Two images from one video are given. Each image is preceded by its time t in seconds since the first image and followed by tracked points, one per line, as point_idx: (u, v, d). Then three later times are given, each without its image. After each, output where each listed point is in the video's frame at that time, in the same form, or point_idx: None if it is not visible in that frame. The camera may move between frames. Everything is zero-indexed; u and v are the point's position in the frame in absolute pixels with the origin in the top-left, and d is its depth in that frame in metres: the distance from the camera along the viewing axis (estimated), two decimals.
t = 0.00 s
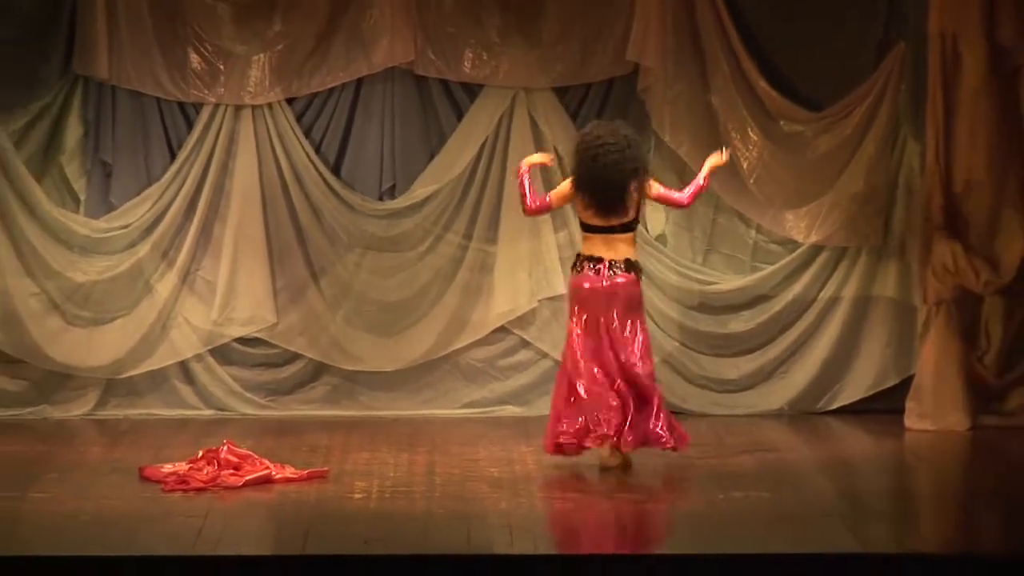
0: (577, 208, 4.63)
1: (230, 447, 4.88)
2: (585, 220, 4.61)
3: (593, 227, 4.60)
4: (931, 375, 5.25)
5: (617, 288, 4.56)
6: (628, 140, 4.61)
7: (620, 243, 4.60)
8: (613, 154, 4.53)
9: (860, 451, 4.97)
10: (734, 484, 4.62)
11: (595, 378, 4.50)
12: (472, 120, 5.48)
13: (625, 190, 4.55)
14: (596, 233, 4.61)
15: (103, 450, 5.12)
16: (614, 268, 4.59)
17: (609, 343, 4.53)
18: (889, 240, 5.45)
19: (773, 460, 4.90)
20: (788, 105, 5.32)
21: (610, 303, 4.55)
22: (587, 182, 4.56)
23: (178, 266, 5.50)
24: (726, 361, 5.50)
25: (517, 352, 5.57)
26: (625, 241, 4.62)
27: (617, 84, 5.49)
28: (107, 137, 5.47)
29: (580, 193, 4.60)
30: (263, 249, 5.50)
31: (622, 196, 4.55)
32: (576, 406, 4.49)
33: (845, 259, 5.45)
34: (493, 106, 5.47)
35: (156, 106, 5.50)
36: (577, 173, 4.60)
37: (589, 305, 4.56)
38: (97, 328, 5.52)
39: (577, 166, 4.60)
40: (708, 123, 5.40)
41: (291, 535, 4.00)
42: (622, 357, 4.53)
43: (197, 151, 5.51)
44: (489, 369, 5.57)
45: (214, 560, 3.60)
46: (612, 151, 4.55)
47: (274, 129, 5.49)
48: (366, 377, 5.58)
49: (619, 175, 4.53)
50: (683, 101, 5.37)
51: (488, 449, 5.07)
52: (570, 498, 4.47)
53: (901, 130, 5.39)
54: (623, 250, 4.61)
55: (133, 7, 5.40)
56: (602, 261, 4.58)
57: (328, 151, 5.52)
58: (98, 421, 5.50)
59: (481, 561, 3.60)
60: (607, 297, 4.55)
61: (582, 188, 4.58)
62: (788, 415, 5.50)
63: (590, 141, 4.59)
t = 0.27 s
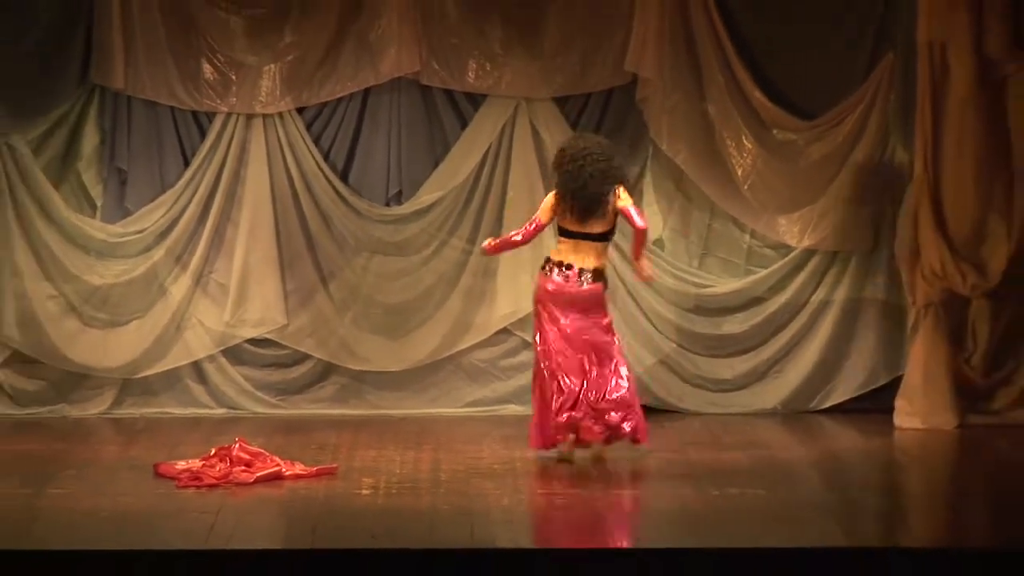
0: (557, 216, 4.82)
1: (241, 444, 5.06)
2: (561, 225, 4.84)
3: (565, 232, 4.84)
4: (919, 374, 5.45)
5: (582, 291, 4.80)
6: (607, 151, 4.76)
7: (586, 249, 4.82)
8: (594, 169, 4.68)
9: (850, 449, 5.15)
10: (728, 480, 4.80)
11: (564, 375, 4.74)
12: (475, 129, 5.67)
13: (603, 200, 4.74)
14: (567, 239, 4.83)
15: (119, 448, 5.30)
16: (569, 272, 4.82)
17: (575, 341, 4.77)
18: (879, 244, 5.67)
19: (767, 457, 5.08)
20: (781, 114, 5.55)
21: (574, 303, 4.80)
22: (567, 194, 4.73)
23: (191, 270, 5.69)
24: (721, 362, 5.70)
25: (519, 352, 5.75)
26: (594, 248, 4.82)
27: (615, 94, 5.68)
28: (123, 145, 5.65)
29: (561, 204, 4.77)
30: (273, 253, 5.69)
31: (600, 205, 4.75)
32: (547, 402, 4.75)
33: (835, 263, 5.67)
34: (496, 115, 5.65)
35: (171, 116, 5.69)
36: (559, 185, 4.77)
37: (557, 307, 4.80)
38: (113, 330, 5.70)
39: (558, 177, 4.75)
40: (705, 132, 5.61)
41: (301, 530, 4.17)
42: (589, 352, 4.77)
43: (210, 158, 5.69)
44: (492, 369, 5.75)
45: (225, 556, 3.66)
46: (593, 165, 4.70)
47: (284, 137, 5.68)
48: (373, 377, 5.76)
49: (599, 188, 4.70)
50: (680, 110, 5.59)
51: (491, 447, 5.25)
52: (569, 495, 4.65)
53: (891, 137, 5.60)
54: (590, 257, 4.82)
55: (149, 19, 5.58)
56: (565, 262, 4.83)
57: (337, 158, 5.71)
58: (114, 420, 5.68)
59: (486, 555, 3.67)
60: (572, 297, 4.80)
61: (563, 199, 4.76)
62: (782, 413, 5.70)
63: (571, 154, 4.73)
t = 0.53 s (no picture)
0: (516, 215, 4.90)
1: (247, 445, 5.13)
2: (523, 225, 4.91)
3: (534, 232, 4.91)
4: (914, 376, 5.53)
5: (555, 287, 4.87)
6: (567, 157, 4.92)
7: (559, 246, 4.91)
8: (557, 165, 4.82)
9: (847, 450, 5.23)
10: (726, 480, 4.87)
11: (533, 368, 4.85)
12: (477, 134, 5.74)
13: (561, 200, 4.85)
14: (538, 239, 4.91)
15: (126, 448, 5.37)
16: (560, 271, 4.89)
17: (548, 336, 4.85)
18: (877, 246, 5.74)
19: (765, 457, 5.15)
20: (779, 118, 5.64)
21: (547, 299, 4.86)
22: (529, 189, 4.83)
23: (197, 273, 5.76)
24: (720, 363, 5.77)
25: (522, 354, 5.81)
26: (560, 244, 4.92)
27: (615, 99, 5.76)
28: (130, 150, 5.73)
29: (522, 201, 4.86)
30: (279, 256, 5.77)
31: (560, 205, 4.85)
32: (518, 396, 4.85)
33: (834, 266, 5.75)
34: (498, 119, 5.73)
35: (178, 121, 5.76)
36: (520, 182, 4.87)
37: (532, 304, 4.86)
38: (120, 331, 5.78)
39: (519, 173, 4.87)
40: (704, 135, 5.68)
41: (305, 530, 4.24)
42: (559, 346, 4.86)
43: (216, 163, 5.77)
44: (495, 370, 5.83)
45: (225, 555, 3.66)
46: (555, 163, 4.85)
47: (289, 141, 5.75)
48: (377, 379, 5.83)
49: (559, 187, 4.83)
50: (680, 114, 5.67)
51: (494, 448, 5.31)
52: (570, 495, 4.71)
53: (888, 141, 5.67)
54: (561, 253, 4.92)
55: (155, 25, 5.67)
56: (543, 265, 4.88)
57: (341, 162, 5.78)
58: (121, 420, 5.76)
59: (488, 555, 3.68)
60: (546, 294, 4.86)
61: (524, 195, 4.86)
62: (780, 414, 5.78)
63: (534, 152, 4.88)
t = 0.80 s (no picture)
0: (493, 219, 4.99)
1: (267, 450, 5.14)
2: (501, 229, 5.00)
3: (510, 235, 4.98)
4: (935, 384, 5.53)
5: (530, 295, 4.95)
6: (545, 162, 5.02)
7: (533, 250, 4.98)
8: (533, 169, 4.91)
9: (867, 456, 5.22)
10: (746, 486, 4.86)
11: (510, 368, 4.94)
12: (498, 141, 5.73)
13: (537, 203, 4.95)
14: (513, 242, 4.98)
15: (146, 454, 5.38)
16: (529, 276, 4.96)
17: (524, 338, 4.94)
18: (897, 253, 5.74)
19: (786, 464, 5.14)
20: (800, 124, 5.63)
21: (525, 308, 4.94)
22: (505, 192, 4.93)
23: (218, 279, 5.77)
24: (741, 370, 5.76)
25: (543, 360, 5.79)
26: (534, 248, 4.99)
27: (636, 105, 5.76)
28: (151, 156, 5.75)
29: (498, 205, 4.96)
30: (299, 262, 5.77)
31: (535, 209, 4.94)
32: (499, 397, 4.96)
33: (855, 272, 5.74)
34: (518, 126, 5.73)
35: (199, 127, 5.79)
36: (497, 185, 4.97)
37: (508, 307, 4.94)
38: (141, 337, 5.79)
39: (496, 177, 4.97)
40: (724, 141, 5.67)
41: (326, 535, 4.24)
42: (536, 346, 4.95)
43: (237, 169, 5.78)
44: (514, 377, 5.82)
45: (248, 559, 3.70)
46: (530, 167, 4.94)
47: (310, 147, 5.76)
48: (398, 385, 5.85)
49: (535, 191, 4.93)
50: (698, 119, 5.66)
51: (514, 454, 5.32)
52: (590, 501, 4.71)
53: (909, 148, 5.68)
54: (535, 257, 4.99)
55: (176, 31, 5.66)
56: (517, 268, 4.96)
57: (361, 168, 5.80)
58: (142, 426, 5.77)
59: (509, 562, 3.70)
60: (524, 299, 4.94)
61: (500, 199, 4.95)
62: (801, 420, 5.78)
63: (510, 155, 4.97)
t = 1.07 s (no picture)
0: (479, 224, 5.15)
1: (294, 455, 5.16)
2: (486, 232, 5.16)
3: (493, 239, 5.15)
4: (961, 388, 5.54)
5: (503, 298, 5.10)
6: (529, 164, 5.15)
7: (512, 254, 5.15)
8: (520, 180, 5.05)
9: (892, 460, 5.22)
10: (771, 490, 4.86)
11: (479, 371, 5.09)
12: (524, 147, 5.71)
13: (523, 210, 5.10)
14: (494, 246, 5.15)
15: (173, 458, 5.40)
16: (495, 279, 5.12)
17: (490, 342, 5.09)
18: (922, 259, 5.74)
19: (811, 468, 5.14)
20: (826, 129, 5.62)
21: (494, 307, 5.09)
22: (491, 201, 5.08)
23: (244, 284, 5.78)
24: (767, 376, 5.76)
25: (568, 365, 5.78)
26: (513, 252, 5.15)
27: (662, 110, 5.76)
28: (177, 161, 5.77)
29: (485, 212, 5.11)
30: (325, 268, 5.79)
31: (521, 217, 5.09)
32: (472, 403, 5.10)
33: (880, 277, 5.73)
34: (544, 131, 5.71)
35: (224, 132, 5.80)
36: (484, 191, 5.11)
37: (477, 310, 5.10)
38: (168, 342, 5.81)
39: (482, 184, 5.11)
40: (750, 146, 5.68)
41: (352, 540, 4.25)
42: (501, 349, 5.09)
43: (263, 174, 5.79)
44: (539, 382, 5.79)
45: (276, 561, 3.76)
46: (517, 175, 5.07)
47: (336, 153, 5.77)
48: (423, 390, 5.87)
49: (520, 200, 5.07)
50: (723, 125, 5.65)
51: (539, 458, 5.32)
52: (615, 506, 4.71)
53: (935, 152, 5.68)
54: (514, 261, 5.15)
55: (202, 36, 5.68)
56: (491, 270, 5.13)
57: (387, 173, 5.81)
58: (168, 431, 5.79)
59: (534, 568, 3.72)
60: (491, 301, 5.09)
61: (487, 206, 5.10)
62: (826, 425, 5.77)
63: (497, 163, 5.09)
